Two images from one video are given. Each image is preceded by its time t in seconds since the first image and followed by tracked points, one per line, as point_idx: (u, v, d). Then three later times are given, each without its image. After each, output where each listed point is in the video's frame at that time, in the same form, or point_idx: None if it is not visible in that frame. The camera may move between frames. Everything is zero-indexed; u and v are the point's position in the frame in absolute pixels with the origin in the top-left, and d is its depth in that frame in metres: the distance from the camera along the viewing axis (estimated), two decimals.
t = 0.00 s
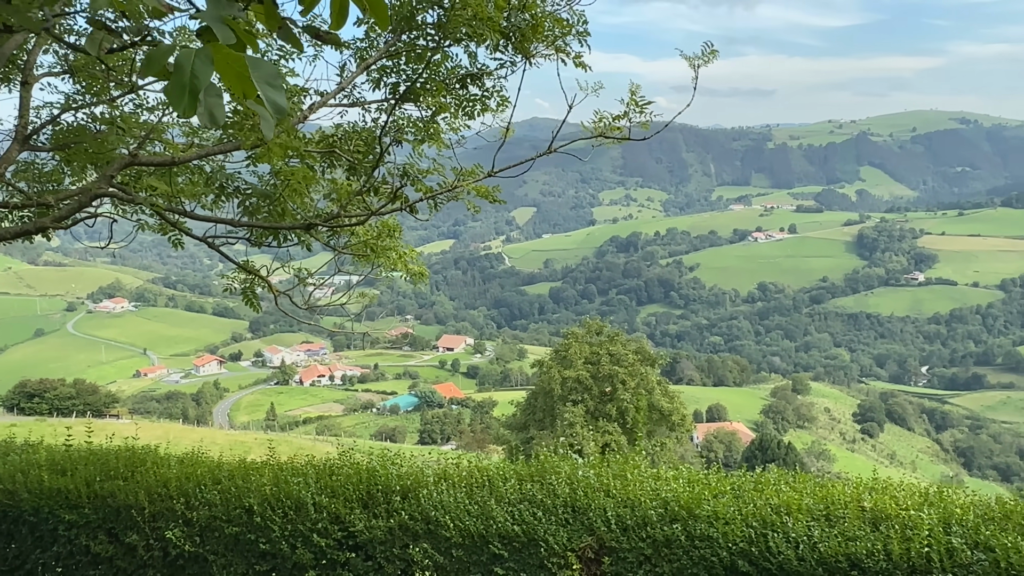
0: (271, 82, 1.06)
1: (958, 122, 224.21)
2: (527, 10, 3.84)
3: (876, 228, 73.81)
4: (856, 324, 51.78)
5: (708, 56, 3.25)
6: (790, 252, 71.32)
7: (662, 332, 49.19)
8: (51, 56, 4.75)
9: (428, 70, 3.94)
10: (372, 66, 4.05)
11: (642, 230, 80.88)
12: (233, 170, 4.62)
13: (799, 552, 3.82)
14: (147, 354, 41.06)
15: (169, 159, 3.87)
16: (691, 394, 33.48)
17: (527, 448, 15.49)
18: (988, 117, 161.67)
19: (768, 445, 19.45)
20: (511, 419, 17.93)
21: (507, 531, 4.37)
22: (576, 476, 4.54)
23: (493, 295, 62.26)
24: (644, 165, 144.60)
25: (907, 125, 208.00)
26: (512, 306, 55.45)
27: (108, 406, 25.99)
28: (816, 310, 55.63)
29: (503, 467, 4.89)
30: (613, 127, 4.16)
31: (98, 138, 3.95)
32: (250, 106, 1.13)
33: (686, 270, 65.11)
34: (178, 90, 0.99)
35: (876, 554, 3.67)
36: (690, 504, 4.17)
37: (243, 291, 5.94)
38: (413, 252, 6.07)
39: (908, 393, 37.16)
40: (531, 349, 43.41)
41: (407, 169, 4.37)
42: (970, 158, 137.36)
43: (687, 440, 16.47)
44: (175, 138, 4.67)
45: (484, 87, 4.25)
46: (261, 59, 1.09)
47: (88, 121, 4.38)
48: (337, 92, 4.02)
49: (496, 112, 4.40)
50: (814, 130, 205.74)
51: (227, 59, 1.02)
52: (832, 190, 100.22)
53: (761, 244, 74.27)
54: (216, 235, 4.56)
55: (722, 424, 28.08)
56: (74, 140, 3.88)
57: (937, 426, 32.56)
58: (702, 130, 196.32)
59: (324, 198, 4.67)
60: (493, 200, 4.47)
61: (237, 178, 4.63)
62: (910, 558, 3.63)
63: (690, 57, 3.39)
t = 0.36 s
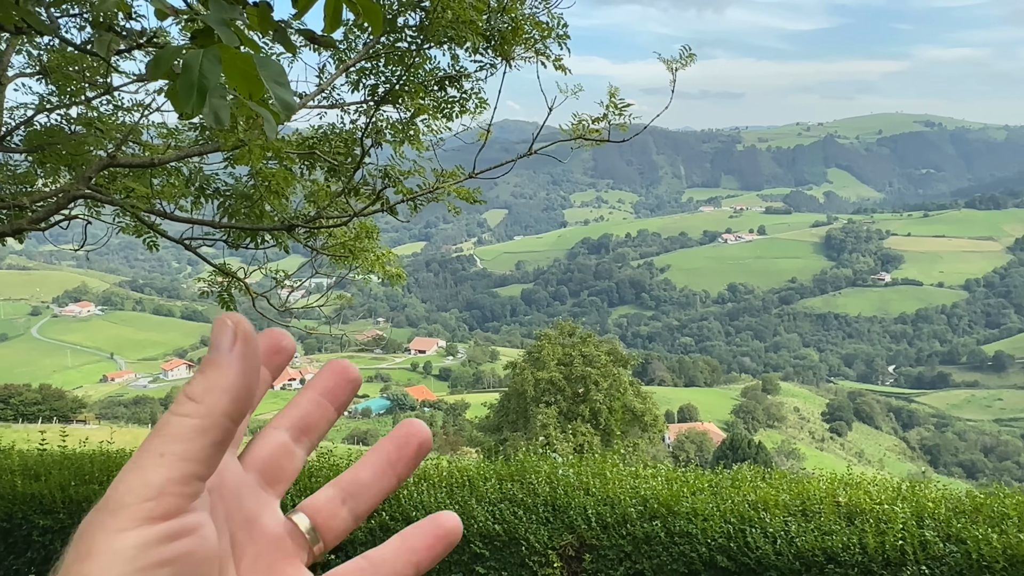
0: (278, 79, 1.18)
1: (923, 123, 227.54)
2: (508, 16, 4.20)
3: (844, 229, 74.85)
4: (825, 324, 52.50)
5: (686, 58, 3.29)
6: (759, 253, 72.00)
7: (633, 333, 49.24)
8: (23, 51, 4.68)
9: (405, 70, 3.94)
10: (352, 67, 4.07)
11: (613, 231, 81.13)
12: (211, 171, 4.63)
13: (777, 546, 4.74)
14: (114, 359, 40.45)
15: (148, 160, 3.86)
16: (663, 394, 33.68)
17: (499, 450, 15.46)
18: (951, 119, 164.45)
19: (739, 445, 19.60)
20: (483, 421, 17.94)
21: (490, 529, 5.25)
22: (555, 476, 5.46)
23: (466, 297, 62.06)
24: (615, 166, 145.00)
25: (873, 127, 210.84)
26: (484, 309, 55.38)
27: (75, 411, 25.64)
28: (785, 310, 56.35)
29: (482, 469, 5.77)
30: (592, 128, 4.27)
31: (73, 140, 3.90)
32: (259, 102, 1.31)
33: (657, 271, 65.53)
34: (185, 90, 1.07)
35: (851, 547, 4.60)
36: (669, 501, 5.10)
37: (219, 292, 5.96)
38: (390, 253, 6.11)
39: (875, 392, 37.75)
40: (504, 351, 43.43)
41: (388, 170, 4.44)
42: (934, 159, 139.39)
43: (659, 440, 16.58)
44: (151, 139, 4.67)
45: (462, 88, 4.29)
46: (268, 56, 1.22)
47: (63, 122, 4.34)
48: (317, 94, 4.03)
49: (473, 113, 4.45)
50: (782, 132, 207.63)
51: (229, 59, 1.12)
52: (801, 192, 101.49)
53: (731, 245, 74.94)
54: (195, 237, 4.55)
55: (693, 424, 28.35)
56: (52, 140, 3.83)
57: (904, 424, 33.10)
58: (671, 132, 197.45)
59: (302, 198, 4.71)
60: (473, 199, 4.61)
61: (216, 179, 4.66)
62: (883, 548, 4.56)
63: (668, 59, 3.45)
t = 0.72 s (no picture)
0: (251, 87, 1.65)
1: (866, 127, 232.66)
2: (466, 20, 4.29)
3: (791, 231, 76.37)
4: (773, 323, 53.45)
5: (641, 63, 3.36)
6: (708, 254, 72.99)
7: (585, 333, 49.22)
8: None
9: (364, 75, 3.97)
10: (308, 69, 4.06)
11: (565, 233, 81.39)
12: (165, 174, 4.62)
13: (734, 537, 5.71)
14: (56, 367, 39.26)
15: (99, 163, 3.81)
16: (615, 394, 33.80)
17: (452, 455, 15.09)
18: (892, 123, 168.75)
19: (691, 443, 19.90)
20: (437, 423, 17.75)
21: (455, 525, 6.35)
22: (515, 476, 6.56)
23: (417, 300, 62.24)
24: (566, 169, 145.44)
25: (817, 129, 214.75)
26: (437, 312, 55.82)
27: (16, 421, 24.95)
28: (735, 310, 57.32)
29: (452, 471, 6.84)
30: (549, 131, 4.35)
31: (21, 143, 3.83)
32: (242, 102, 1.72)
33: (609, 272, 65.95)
34: (166, 98, 1.58)
35: (805, 538, 5.53)
36: (627, 498, 6.18)
37: (172, 297, 5.94)
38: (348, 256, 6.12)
39: (822, 390, 38.53)
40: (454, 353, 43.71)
41: (345, 173, 4.48)
42: (877, 162, 142.60)
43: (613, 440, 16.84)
44: (101, 142, 4.65)
45: (417, 91, 4.32)
46: (239, 64, 1.69)
47: (10, 123, 4.25)
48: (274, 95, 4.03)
49: (428, 114, 4.47)
50: (729, 135, 210.40)
51: (212, 64, 1.65)
52: (748, 194, 103.24)
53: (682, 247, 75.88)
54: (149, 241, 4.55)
55: (645, 423, 28.68)
56: None
57: (850, 421, 33.73)
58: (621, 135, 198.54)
59: (256, 202, 4.71)
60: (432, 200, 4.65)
61: (171, 181, 4.68)
62: (836, 537, 5.48)
63: (624, 61, 3.50)
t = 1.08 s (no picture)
0: (200, 92, 1.70)
1: (802, 132, 238.26)
2: (410, 24, 4.29)
3: (732, 233, 77.89)
4: (716, 325, 54.42)
5: (584, 68, 3.41)
6: (651, 257, 73.95)
7: (531, 335, 49.51)
8: None
9: (308, 80, 3.96)
10: (250, 72, 4.02)
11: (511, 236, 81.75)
12: (105, 179, 4.57)
13: (679, 534, 5.82)
14: None
15: (36, 167, 3.71)
16: (562, 397, 34.01)
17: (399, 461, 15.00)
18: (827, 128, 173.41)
19: (637, 444, 20.07)
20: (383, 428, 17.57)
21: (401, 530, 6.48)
22: (464, 478, 6.67)
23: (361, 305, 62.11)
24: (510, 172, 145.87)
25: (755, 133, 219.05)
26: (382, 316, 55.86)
27: None
28: (678, 313, 58.26)
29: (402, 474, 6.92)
30: (494, 135, 4.37)
31: None
32: (184, 107, 1.79)
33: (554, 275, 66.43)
34: (113, 99, 1.57)
35: (747, 532, 5.67)
36: (575, 497, 6.28)
37: (111, 305, 5.85)
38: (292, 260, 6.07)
39: (764, 389, 39.31)
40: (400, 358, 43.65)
41: (290, 176, 4.44)
42: (813, 166, 146.27)
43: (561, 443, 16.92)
44: (36, 146, 4.55)
45: (362, 95, 4.32)
46: (194, 73, 1.73)
47: None
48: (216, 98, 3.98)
49: (374, 119, 4.46)
50: (670, 139, 213.33)
51: (158, 69, 1.65)
52: (691, 197, 105.05)
53: (626, 250, 76.79)
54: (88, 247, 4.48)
55: (591, 426, 28.95)
56: None
57: (791, 420, 34.64)
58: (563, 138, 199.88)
59: (198, 207, 4.65)
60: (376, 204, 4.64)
61: (109, 185, 4.60)
62: (776, 531, 5.63)
63: (568, 68, 3.55)
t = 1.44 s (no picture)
0: (126, 98, 1.68)
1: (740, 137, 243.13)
2: (349, 30, 4.30)
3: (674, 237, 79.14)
4: (659, 328, 55.10)
5: (522, 75, 3.47)
6: (596, 261, 74.53)
7: (478, 341, 49.63)
8: None
9: (247, 87, 3.95)
10: (186, 78, 4.00)
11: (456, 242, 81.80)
12: (37, 185, 4.47)
13: (620, 534, 5.84)
14: None
15: None
16: (508, 402, 34.11)
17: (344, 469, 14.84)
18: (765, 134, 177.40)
19: (583, 447, 20.22)
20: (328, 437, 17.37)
21: (343, 540, 6.57)
22: (407, 485, 6.74)
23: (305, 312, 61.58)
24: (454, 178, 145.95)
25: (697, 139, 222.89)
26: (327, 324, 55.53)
27: None
28: (623, 316, 58.93)
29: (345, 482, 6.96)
30: (434, 142, 4.40)
31: None
32: (111, 115, 1.73)
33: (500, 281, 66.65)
34: (40, 105, 1.54)
35: (684, 530, 5.67)
36: (517, 500, 6.30)
37: (43, 314, 5.71)
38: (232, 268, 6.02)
39: (707, 391, 39.95)
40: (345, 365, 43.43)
41: (228, 182, 4.40)
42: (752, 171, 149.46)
43: (507, 447, 16.98)
44: None
45: (301, 101, 4.31)
46: (125, 80, 1.70)
47: None
48: (151, 104, 3.94)
49: (313, 125, 4.45)
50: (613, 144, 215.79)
51: (86, 75, 1.61)
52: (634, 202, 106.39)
53: (571, 254, 77.44)
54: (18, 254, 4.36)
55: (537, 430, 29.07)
56: None
57: (734, 421, 35.38)
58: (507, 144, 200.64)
59: (133, 214, 4.59)
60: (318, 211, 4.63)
61: (40, 192, 4.50)
62: (714, 528, 5.63)
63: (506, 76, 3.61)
